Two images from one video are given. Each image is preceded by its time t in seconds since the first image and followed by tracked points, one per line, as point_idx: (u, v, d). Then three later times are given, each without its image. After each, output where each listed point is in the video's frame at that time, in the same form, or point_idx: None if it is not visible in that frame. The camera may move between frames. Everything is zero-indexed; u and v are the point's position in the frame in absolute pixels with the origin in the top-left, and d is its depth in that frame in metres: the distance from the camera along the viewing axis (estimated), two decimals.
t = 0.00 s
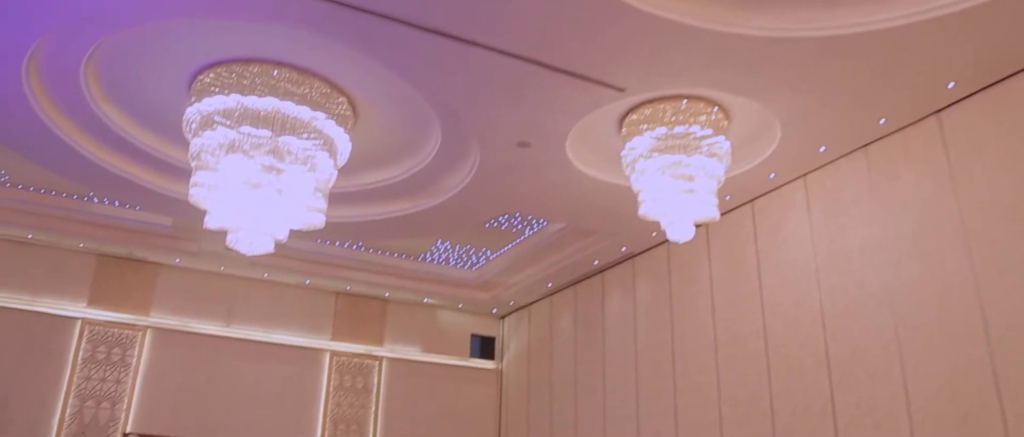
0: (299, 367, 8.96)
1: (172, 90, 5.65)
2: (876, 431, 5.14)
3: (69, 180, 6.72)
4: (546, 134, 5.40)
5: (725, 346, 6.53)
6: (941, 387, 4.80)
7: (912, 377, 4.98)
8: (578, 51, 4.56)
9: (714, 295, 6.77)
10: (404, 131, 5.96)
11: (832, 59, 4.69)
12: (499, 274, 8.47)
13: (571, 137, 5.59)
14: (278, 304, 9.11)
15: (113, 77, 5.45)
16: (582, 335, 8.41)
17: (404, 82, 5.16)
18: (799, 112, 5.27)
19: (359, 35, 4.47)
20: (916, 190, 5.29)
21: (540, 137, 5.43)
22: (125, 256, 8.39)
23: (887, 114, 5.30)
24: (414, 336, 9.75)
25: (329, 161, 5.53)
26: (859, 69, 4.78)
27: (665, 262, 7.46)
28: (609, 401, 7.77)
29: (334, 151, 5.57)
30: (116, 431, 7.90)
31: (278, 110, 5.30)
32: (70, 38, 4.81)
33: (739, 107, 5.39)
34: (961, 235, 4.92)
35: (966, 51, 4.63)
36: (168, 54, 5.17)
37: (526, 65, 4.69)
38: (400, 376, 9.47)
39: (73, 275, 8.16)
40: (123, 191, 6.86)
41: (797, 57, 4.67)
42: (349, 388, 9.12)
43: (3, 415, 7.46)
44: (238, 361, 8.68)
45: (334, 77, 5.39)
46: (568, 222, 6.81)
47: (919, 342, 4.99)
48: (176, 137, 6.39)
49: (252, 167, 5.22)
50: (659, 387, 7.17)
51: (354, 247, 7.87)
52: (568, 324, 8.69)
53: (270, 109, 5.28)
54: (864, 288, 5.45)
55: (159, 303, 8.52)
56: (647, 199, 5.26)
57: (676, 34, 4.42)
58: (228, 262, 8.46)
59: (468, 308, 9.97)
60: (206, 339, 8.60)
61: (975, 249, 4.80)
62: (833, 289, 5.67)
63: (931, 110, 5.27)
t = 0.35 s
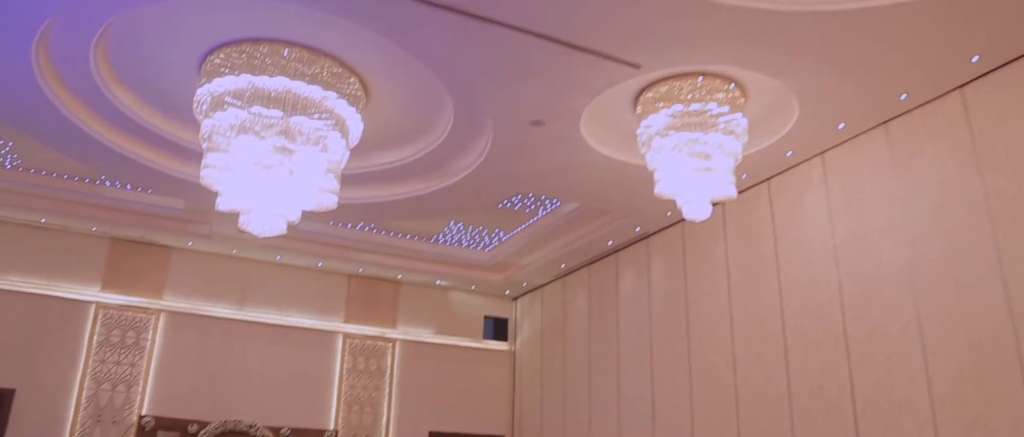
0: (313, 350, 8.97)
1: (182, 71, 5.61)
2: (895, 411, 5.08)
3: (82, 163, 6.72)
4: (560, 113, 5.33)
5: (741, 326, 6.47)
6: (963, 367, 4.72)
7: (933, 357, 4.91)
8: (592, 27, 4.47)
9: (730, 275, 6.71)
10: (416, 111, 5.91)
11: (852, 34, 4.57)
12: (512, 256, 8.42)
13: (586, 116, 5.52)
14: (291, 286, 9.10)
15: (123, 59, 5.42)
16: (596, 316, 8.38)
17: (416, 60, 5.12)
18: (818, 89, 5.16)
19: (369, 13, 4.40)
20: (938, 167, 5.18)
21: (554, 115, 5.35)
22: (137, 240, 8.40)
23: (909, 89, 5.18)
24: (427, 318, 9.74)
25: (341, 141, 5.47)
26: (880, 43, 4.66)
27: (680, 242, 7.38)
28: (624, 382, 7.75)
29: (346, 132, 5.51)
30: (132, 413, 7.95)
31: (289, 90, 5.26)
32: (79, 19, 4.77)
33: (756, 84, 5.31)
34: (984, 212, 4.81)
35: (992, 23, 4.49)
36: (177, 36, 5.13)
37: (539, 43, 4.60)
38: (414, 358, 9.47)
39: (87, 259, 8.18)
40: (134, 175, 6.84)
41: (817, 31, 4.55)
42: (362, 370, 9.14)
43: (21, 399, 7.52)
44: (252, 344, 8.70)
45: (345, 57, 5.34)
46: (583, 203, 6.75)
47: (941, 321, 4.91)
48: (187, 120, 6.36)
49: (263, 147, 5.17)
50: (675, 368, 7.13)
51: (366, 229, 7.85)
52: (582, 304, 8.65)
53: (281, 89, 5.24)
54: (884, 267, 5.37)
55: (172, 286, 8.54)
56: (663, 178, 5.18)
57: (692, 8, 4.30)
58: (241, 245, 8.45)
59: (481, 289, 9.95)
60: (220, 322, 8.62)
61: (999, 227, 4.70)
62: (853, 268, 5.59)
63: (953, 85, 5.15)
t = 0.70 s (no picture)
0: (326, 332, 8.98)
1: (193, 52, 5.56)
2: (915, 392, 5.02)
3: (92, 146, 6.70)
4: (574, 91, 5.25)
5: (757, 306, 6.42)
6: (985, 347, 4.64)
7: (955, 338, 4.83)
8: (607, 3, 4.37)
9: (746, 255, 6.64)
10: (429, 90, 5.84)
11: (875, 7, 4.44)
12: (525, 237, 8.37)
13: (601, 94, 5.44)
14: (303, 269, 9.10)
15: (132, 39, 5.37)
16: (609, 297, 8.34)
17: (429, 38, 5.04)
18: (839, 64, 5.04)
19: None
20: (961, 143, 5.07)
21: (568, 93, 5.27)
22: (149, 223, 8.40)
23: (931, 64, 5.06)
24: (440, 300, 9.73)
25: (353, 122, 5.41)
26: (903, 17, 4.54)
27: (695, 222, 7.31)
28: (638, 363, 7.72)
29: (358, 111, 5.43)
30: (146, 396, 7.99)
31: (300, 70, 5.19)
32: None
33: (774, 60, 5.20)
34: (1009, 190, 4.70)
35: None
36: (187, 15, 5.07)
37: (553, 19, 4.51)
38: (426, 340, 9.47)
39: (100, 243, 8.19)
40: (146, 158, 6.82)
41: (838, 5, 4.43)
42: (375, 352, 9.15)
43: (37, 382, 7.57)
44: (266, 327, 8.72)
45: (356, 35, 5.27)
46: (597, 182, 6.69)
47: (963, 301, 4.82)
48: (197, 101, 6.32)
49: (275, 128, 5.12)
50: (690, 349, 7.08)
51: (378, 212, 7.85)
52: (595, 286, 8.61)
53: (292, 69, 5.18)
54: (905, 246, 5.29)
55: (185, 269, 8.54)
56: (679, 156, 5.12)
57: None
58: (253, 228, 8.44)
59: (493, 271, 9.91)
60: (232, 305, 8.63)
61: None
62: (872, 247, 5.51)
63: (978, 60, 5.02)
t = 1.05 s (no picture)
0: (338, 315, 8.99)
1: (202, 33, 5.51)
2: (935, 372, 4.96)
3: (103, 129, 6.67)
4: (589, 69, 5.17)
5: (773, 287, 6.36)
6: (1009, 327, 4.56)
7: (976, 318, 4.76)
8: None
9: (762, 234, 6.57)
10: (441, 69, 5.76)
11: None
12: (537, 218, 8.32)
13: (615, 71, 5.36)
14: (315, 251, 9.08)
15: (141, 19, 5.31)
16: (622, 278, 8.30)
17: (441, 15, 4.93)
18: (860, 39, 4.93)
19: None
20: (984, 120, 4.96)
21: (583, 71, 5.19)
22: (160, 207, 8.39)
23: (955, 39, 4.94)
24: (452, 281, 9.71)
25: (364, 102, 5.32)
26: None
27: (710, 202, 7.24)
28: (651, 344, 7.69)
29: (369, 91, 5.35)
30: (160, 379, 8.03)
31: (310, 49, 5.11)
32: None
33: (790, 36, 5.10)
34: None
35: None
36: None
37: None
38: (438, 322, 9.46)
39: (112, 227, 8.19)
40: (156, 140, 6.79)
41: None
42: (388, 334, 9.16)
43: (51, 364, 7.61)
44: (278, 309, 8.73)
45: (367, 13, 5.18)
46: (611, 162, 6.62)
47: (986, 281, 4.74)
48: (207, 82, 6.27)
49: (286, 109, 5.07)
50: (704, 329, 7.04)
51: (390, 193, 7.89)
52: (608, 266, 8.57)
53: (302, 48, 5.09)
54: (925, 224, 5.21)
55: (197, 252, 8.54)
56: (696, 134, 5.03)
57: None
58: (264, 210, 8.42)
59: (506, 252, 9.87)
60: (245, 288, 8.64)
61: None
62: (891, 226, 5.44)
63: (1003, 34, 4.89)
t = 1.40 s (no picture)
0: (349, 297, 8.99)
1: (210, 12, 5.45)
2: (955, 353, 4.90)
3: (113, 112, 6.64)
4: (602, 47, 5.08)
5: (789, 267, 6.29)
6: None
7: (998, 300, 4.68)
8: None
9: (777, 214, 6.49)
10: (452, 48, 5.69)
11: None
12: (549, 199, 8.27)
13: (631, 49, 5.30)
14: (326, 233, 9.06)
15: None
16: (635, 259, 8.25)
17: None
18: (881, 14, 4.81)
19: None
20: (1007, 98, 4.84)
21: (597, 48, 5.10)
22: (171, 190, 8.38)
23: (979, 13, 4.81)
24: (463, 263, 9.68)
25: (375, 81, 5.24)
26: None
27: (724, 182, 7.16)
28: (664, 325, 7.65)
29: (379, 70, 5.25)
30: (173, 362, 8.06)
31: (321, 28, 4.99)
32: None
33: (808, 10, 4.98)
34: None
35: None
36: None
37: None
38: (450, 304, 9.45)
39: (123, 210, 8.20)
40: (165, 122, 6.75)
41: None
42: (399, 316, 9.16)
43: (66, 347, 7.65)
44: (290, 291, 8.73)
45: None
46: (624, 142, 6.55)
47: (1008, 261, 4.66)
48: (216, 63, 6.21)
49: (296, 89, 5.01)
50: (718, 311, 6.99)
51: (401, 174, 7.86)
52: (620, 247, 8.52)
53: (312, 27, 4.97)
54: (945, 203, 5.12)
55: (208, 235, 8.53)
56: (713, 111, 4.93)
57: None
58: (275, 193, 8.40)
59: (517, 234, 9.83)
60: (256, 270, 8.64)
61: None
62: (910, 205, 5.35)
63: None
